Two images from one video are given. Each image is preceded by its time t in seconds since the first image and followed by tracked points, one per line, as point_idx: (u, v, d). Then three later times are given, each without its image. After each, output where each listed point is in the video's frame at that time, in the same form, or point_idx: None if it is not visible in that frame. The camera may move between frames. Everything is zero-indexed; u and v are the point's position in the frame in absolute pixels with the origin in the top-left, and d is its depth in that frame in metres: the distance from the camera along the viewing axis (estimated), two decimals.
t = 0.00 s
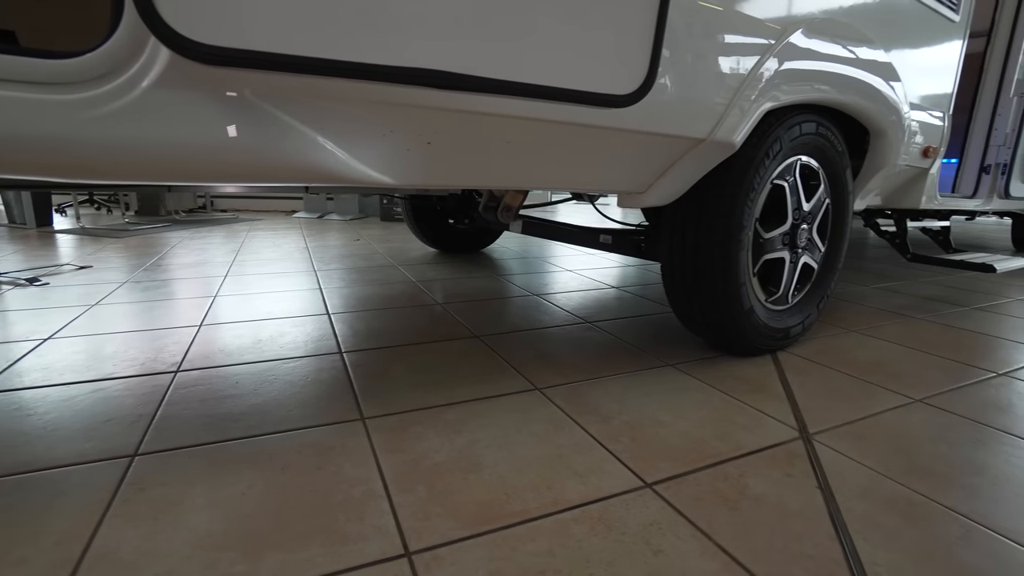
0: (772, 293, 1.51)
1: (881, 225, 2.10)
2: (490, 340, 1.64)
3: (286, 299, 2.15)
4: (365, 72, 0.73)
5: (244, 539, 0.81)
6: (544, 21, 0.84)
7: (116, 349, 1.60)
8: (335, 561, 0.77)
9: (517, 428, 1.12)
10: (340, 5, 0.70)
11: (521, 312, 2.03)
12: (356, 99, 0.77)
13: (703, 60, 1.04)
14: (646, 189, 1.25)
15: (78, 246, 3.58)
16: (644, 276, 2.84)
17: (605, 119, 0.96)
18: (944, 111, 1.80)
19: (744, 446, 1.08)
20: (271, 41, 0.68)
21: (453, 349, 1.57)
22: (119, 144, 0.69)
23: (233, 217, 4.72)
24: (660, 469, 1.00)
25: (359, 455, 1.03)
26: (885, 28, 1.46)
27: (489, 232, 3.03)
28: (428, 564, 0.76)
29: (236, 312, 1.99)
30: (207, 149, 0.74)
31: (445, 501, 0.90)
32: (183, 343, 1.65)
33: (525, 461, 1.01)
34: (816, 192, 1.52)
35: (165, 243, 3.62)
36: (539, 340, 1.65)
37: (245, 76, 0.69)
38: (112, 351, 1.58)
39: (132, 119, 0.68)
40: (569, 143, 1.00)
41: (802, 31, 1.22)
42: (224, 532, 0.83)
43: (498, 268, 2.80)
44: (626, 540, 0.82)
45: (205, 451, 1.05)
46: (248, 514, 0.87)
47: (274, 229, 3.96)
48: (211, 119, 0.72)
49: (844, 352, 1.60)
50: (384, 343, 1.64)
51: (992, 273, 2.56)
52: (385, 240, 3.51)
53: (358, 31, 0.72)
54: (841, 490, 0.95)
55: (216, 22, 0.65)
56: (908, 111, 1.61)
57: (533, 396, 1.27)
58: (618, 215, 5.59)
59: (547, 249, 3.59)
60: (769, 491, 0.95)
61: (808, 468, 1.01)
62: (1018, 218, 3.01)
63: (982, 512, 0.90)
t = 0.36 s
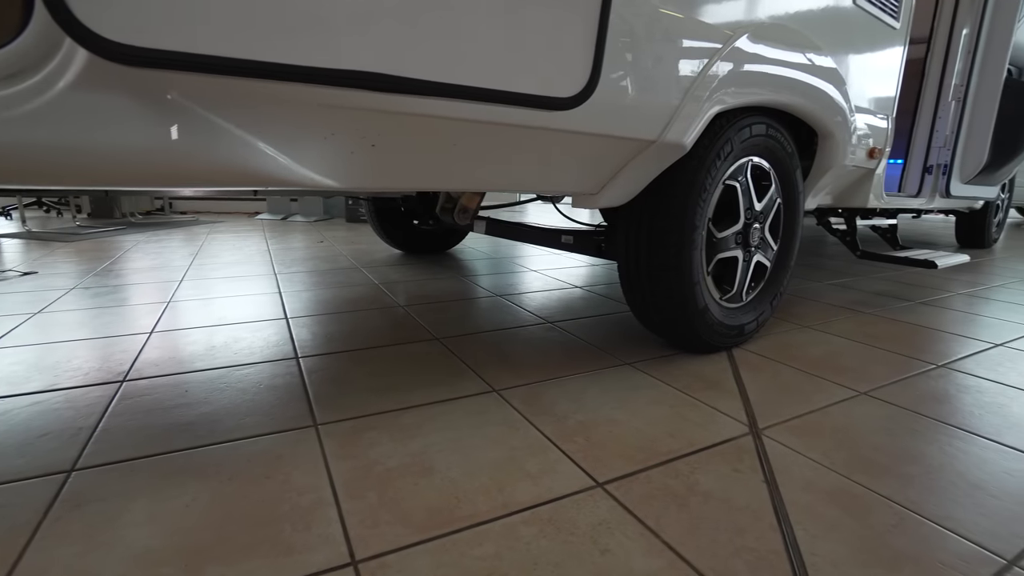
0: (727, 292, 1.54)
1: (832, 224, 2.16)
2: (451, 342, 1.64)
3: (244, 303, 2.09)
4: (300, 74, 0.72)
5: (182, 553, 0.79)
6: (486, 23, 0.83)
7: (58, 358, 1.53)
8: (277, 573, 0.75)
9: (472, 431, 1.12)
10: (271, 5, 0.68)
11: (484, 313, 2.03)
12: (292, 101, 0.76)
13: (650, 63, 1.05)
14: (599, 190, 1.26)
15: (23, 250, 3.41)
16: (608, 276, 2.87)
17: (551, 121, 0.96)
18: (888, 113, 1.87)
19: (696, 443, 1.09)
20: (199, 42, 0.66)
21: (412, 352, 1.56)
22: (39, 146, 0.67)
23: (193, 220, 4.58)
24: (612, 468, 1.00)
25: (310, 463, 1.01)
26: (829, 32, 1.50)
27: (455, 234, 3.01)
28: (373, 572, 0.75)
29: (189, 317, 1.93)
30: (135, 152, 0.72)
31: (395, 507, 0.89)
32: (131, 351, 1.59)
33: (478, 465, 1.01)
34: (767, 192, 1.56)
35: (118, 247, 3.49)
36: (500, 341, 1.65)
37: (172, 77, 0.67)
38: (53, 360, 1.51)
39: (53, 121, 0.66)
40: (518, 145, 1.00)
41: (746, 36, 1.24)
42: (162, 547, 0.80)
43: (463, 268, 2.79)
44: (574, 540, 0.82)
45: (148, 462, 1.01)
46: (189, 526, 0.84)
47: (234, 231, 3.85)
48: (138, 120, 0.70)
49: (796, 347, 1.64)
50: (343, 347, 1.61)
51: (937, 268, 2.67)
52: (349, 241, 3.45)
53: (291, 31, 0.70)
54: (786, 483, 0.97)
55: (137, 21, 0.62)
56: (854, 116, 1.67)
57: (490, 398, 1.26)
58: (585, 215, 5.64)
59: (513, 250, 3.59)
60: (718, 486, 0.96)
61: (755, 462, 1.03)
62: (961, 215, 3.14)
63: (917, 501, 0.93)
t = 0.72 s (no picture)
0: (683, 293, 1.57)
1: (789, 224, 2.22)
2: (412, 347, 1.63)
3: (202, 309, 2.04)
4: (234, 83, 0.71)
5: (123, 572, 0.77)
6: (429, 32, 0.83)
7: None
8: None
9: (428, 437, 1.12)
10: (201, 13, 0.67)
11: (448, 316, 2.02)
12: (230, 109, 0.74)
13: (599, 70, 1.07)
14: (555, 194, 1.27)
15: None
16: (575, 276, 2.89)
17: (500, 128, 0.97)
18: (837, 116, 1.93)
19: (649, 444, 1.11)
20: (126, 50, 0.64)
21: (373, 357, 1.55)
22: None
23: (153, 223, 4.44)
24: (566, 472, 1.01)
25: (261, 474, 1.00)
26: (778, 39, 1.55)
27: (422, 236, 2.99)
28: None
29: (143, 325, 1.87)
30: (61, 164, 0.70)
31: (346, 517, 0.88)
32: (78, 361, 1.53)
33: (433, 471, 1.00)
34: (722, 194, 1.59)
35: (71, 252, 3.36)
36: (462, 344, 1.65)
37: (99, 86, 0.65)
38: None
39: None
40: (467, 151, 1.00)
41: (695, 43, 1.26)
42: (101, 566, 0.78)
43: (429, 271, 2.77)
44: (523, 546, 0.83)
45: (90, 478, 0.98)
46: (130, 544, 0.82)
47: (196, 235, 3.75)
48: (62, 130, 0.68)
49: (752, 346, 1.68)
50: (302, 353, 1.59)
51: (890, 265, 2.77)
52: (315, 244, 3.40)
53: (224, 40, 0.69)
54: (734, 482, 1.00)
55: (58, 29, 0.61)
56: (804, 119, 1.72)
57: (449, 404, 1.26)
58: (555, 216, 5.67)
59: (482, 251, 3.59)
60: (668, 486, 0.98)
61: (705, 462, 1.05)
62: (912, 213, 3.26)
63: (856, 495, 0.97)
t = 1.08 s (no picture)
0: (642, 296, 1.60)
1: (749, 225, 2.28)
2: (375, 353, 1.62)
3: (161, 317, 1.99)
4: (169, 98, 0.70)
5: None
6: (375, 45, 0.84)
7: None
8: None
9: (385, 446, 1.12)
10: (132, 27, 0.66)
11: (415, 320, 2.02)
12: (165, 123, 0.74)
13: (550, 80, 1.08)
14: (512, 201, 1.28)
15: None
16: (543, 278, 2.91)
17: (449, 138, 0.97)
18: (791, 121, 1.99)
19: (604, 447, 1.13)
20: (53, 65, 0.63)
21: (334, 364, 1.54)
22: None
23: (112, 227, 4.31)
24: (521, 477, 1.03)
25: (212, 487, 0.99)
26: (730, 45, 1.59)
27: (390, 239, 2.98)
28: None
29: (97, 333, 1.82)
30: None
31: (297, 530, 0.88)
32: (25, 374, 1.48)
33: (388, 481, 1.01)
34: (680, 199, 1.62)
35: (24, 258, 3.23)
36: (425, 350, 1.65)
37: (24, 100, 0.64)
38: None
39: None
40: (419, 160, 1.00)
41: (650, 50, 1.29)
42: None
43: (397, 274, 2.76)
44: (473, 553, 0.84)
45: (32, 497, 0.96)
46: (72, 563, 0.81)
47: (157, 239, 3.65)
48: None
49: (711, 346, 1.72)
50: (262, 362, 1.57)
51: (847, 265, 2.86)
52: (281, 248, 3.35)
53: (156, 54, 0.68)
54: (685, 483, 1.02)
55: None
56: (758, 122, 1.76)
57: (407, 411, 1.26)
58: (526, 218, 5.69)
59: (452, 254, 3.58)
60: (620, 489, 1.00)
61: (658, 464, 1.08)
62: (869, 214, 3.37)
63: (799, 493, 1.00)
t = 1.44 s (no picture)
0: (606, 298, 1.61)
1: (713, 226, 2.32)
2: (338, 360, 1.60)
3: (116, 325, 1.93)
4: (97, 107, 0.68)
5: None
6: (321, 52, 0.83)
7: None
8: None
9: (343, 456, 1.11)
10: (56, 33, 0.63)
11: (381, 325, 1.99)
12: (96, 132, 0.71)
13: (507, 86, 1.08)
14: (472, 206, 1.28)
15: None
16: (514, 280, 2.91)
17: (401, 145, 0.96)
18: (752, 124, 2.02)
19: (564, 452, 1.13)
20: None
21: (295, 372, 1.52)
22: None
23: (69, 231, 4.16)
24: (479, 485, 1.02)
25: (160, 504, 0.96)
26: (688, 48, 1.60)
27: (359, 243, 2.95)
28: None
29: (47, 344, 1.75)
30: None
31: (246, 547, 0.86)
32: None
33: (343, 493, 0.99)
34: (642, 202, 1.63)
35: None
36: (390, 355, 1.63)
37: None
38: None
39: None
40: (371, 167, 0.99)
41: (607, 56, 1.30)
42: None
43: (366, 278, 2.73)
44: (427, 564, 0.83)
45: None
46: None
47: (117, 244, 3.54)
48: None
49: (675, 347, 1.74)
50: (221, 370, 1.54)
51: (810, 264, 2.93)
52: (247, 251, 3.27)
53: (83, 61, 0.66)
54: (642, 486, 1.03)
55: None
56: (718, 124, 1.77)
57: (367, 419, 1.25)
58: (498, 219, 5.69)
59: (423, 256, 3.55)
60: (577, 494, 1.01)
61: (616, 468, 1.08)
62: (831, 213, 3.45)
63: (752, 493, 1.02)
